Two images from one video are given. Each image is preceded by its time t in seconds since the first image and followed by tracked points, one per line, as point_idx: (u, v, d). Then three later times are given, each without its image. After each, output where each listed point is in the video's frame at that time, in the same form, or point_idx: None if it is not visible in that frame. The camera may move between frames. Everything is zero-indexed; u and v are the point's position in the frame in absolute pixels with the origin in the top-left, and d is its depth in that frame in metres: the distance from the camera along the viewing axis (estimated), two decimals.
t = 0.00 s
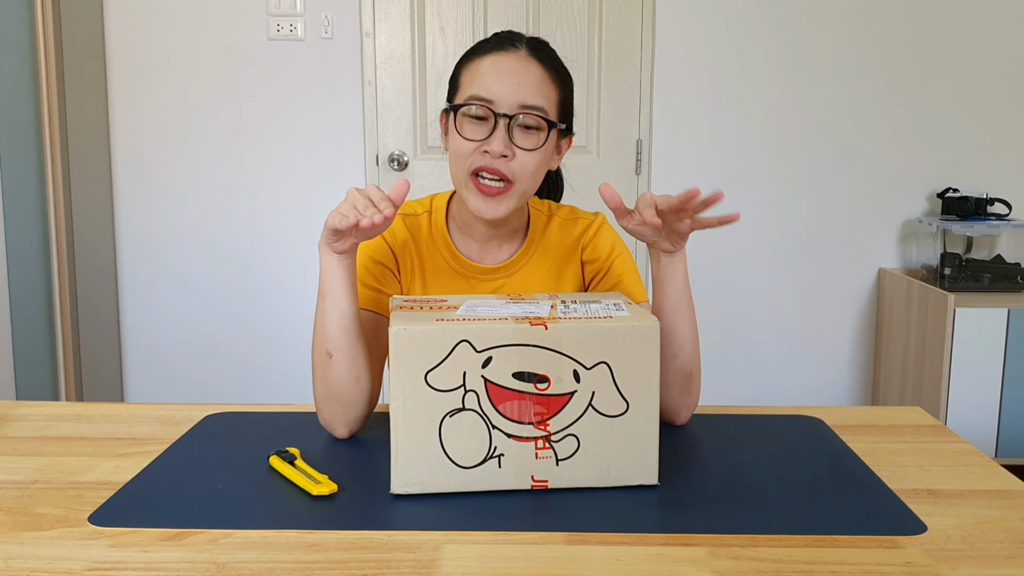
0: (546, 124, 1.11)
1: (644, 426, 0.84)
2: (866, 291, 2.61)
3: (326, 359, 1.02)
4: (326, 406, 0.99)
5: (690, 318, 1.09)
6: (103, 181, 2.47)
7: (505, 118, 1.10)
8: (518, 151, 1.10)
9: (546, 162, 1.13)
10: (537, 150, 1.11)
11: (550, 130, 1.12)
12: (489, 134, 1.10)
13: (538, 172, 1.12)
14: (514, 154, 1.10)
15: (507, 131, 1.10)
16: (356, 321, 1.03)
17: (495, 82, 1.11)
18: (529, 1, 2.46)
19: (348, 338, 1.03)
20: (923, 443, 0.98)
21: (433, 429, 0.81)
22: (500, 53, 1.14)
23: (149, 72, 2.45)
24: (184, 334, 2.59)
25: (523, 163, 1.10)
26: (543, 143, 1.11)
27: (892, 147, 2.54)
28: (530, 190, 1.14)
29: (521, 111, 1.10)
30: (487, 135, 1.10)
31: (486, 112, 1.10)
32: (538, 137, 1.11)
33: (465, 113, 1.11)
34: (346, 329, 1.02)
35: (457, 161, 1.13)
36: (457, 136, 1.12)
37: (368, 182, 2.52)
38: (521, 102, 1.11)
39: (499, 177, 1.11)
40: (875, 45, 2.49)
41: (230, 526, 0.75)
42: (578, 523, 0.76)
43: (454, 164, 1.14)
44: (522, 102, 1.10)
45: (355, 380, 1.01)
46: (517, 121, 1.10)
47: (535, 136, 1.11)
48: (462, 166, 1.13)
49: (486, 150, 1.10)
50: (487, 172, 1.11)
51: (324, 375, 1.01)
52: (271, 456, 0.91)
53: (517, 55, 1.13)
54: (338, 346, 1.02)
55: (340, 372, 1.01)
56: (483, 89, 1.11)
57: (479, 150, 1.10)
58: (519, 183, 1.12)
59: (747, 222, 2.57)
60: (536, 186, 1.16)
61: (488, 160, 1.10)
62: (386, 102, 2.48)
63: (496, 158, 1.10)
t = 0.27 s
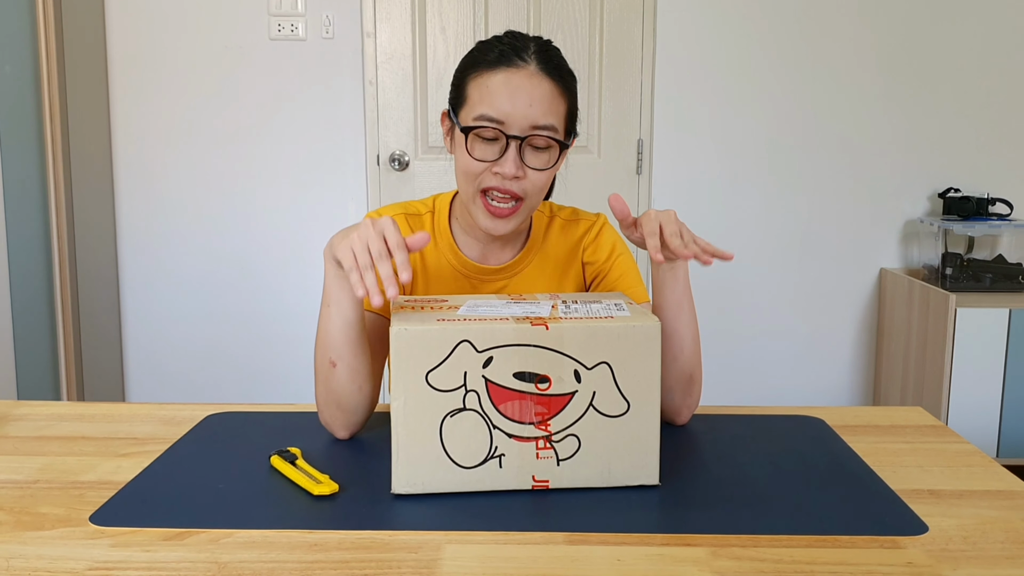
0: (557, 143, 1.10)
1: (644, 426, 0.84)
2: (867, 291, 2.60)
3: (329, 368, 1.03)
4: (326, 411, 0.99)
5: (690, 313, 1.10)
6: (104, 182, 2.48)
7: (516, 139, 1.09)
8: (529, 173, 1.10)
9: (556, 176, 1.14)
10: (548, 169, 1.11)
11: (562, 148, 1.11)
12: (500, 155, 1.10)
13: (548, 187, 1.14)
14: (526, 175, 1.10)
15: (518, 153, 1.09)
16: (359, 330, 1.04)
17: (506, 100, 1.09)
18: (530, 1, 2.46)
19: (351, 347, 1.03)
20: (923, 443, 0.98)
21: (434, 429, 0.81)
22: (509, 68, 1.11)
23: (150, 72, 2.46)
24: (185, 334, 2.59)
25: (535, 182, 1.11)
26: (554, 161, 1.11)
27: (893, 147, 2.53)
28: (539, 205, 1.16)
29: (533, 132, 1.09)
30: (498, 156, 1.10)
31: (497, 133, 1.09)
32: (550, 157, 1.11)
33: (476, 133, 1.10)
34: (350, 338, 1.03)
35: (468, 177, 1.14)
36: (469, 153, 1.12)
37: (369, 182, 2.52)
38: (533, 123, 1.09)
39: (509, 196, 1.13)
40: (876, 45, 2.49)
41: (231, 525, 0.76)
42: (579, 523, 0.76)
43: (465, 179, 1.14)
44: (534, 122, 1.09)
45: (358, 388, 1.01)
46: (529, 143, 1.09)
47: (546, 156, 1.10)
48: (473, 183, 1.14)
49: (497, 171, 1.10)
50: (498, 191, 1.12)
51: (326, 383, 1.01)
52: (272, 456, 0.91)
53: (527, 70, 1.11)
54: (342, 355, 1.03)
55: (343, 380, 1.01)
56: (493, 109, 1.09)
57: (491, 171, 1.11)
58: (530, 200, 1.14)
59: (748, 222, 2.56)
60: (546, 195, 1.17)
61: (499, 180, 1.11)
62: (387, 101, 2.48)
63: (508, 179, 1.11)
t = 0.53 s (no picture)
0: (555, 146, 1.10)
1: (645, 426, 0.84)
2: (868, 292, 2.60)
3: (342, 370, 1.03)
4: (331, 409, 0.99)
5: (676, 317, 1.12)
6: (105, 182, 2.48)
7: (513, 142, 1.08)
8: (525, 175, 1.10)
9: (552, 178, 1.14)
10: (545, 172, 1.11)
11: (559, 151, 1.10)
12: (497, 157, 1.10)
13: (544, 189, 1.14)
14: (522, 177, 1.10)
15: (515, 155, 1.09)
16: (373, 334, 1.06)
17: (504, 102, 1.08)
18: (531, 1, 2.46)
19: (365, 350, 1.05)
20: (924, 444, 0.98)
21: (435, 429, 0.81)
22: (507, 71, 1.11)
23: (151, 72, 2.46)
24: (186, 334, 2.59)
25: (531, 184, 1.11)
26: (550, 164, 1.11)
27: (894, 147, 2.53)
28: (537, 205, 1.16)
29: (530, 134, 1.08)
30: (495, 158, 1.10)
31: (494, 135, 1.09)
32: (547, 159, 1.10)
33: (473, 134, 1.09)
34: (364, 341, 1.05)
35: (466, 177, 1.14)
36: (466, 154, 1.12)
37: (370, 183, 2.52)
38: (531, 125, 1.08)
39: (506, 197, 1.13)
40: (877, 46, 2.49)
41: (232, 525, 0.76)
42: (580, 524, 0.76)
43: (464, 179, 1.15)
44: (531, 125, 1.08)
45: (368, 391, 1.02)
46: (526, 145, 1.09)
47: (543, 158, 1.10)
48: (471, 183, 1.14)
49: (494, 173, 1.10)
50: (494, 193, 1.13)
51: (337, 383, 1.02)
52: (273, 456, 0.92)
53: (525, 73, 1.11)
54: (356, 358, 1.04)
55: (356, 382, 1.02)
56: (491, 110, 1.09)
57: (488, 172, 1.11)
58: (526, 200, 1.14)
59: (749, 223, 2.56)
60: (543, 196, 1.18)
61: (495, 182, 1.11)
62: (388, 101, 2.48)
63: (504, 181, 1.11)
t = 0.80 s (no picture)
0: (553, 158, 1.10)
1: (646, 426, 0.84)
2: (869, 292, 2.60)
3: (357, 368, 1.04)
4: (338, 410, 0.99)
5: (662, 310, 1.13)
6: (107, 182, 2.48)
7: (511, 155, 1.09)
8: (523, 188, 1.11)
9: (551, 189, 1.15)
10: (543, 183, 1.12)
11: (557, 163, 1.11)
12: (495, 168, 1.11)
13: (543, 199, 1.15)
14: (519, 189, 1.11)
15: (514, 167, 1.10)
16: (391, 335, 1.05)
17: (503, 114, 1.08)
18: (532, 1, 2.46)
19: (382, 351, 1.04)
20: (925, 444, 0.98)
21: (436, 429, 0.81)
22: (507, 81, 1.09)
23: (152, 72, 2.46)
24: (187, 334, 2.59)
25: (529, 196, 1.13)
26: (549, 175, 1.12)
27: (895, 148, 2.53)
28: (535, 214, 1.17)
29: (528, 147, 1.09)
30: (494, 169, 1.10)
31: (493, 147, 1.09)
32: (545, 171, 1.11)
33: (471, 145, 1.10)
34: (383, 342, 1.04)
35: (465, 186, 1.15)
36: (465, 164, 1.13)
37: (371, 182, 2.52)
38: (529, 138, 1.09)
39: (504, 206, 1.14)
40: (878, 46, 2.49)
41: (233, 525, 0.76)
42: (581, 524, 0.76)
43: (463, 187, 1.16)
44: (530, 138, 1.09)
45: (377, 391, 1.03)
46: (524, 157, 1.09)
47: (542, 170, 1.11)
48: (470, 192, 1.15)
49: (492, 184, 1.11)
50: (493, 202, 1.14)
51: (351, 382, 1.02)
52: (274, 456, 0.91)
53: (525, 85, 1.09)
54: (372, 357, 1.04)
55: (370, 383, 1.03)
56: (490, 121, 1.08)
57: (486, 183, 1.12)
58: (524, 210, 1.15)
59: (750, 223, 2.56)
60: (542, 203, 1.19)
61: (494, 192, 1.12)
62: (389, 101, 2.48)
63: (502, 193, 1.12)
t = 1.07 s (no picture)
0: (558, 171, 1.10)
1: (646, 428, 0.84)
2: (869, 293, 2.60)
3: (316, 365, 1.03)
4: (325, 411, 0.99)
5: (686, 311, 1.12)
6: (107, 184, 2.48)
7: (516, 167, 1.09)
8: (527, 200, 1.11)
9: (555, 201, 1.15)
10: (547, 195, 1.12)
11: (562, 175, 1.11)
12: (499, 180, 1.11)
13: (547, 211, 1.15)
14: (523, 201, 1.11)
15: (518, 179, 1.10)
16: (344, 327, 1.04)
17: (507, 126, 1.08)
18: (533, 2, 2.46)
19: (338, 345, 1.03)
20: (926, 445, 0.98)
21: (436, 431, 0.81)
22: (511, 92, 1.09)
23: (153, 73, 2.46)
24: (188, 335, 2.60)
25: (533, 208, 1.13)
26: (553, 188, 1.12)
27: (895, 149, 2.53)
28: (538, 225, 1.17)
29: (533, 160, 1.09)
30: (497, 181, 1.10)
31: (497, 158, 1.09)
32: (550, 183, 1.11)
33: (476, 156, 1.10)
34: (334, 336, 1.03)
35: (468, 196, 1.15)
36: (469, 175, 1.13)
37: (372, 184, 2.52)
38: (534, 151, 1.09)
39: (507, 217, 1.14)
40: (879, 48, 2.48)
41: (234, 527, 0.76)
42: (581, 526, 0.76)
43: (466, 198, 1.16)
44: (534, 150, 1.09)
45: (348, 387, 1.01)
46: (528, 170, 1.10)
47: (546, 182, 1.11)
48: (473, 203, 1.15)
49: (496, 196, 1.11)
50: (497, 213, 1.14)
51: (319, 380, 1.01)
52: (274, 457, 0.91)
53: (530, 96, 1.09)
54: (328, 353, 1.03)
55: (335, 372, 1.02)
56: (495, 133, 1.09)
57: (490, 195, 1.12)
58: (527, 222, 1.15)
59: (751, 224, 2.56)
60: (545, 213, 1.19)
61: (498, 204, 1.12)
62: (389, 103, 2.48)
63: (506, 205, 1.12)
